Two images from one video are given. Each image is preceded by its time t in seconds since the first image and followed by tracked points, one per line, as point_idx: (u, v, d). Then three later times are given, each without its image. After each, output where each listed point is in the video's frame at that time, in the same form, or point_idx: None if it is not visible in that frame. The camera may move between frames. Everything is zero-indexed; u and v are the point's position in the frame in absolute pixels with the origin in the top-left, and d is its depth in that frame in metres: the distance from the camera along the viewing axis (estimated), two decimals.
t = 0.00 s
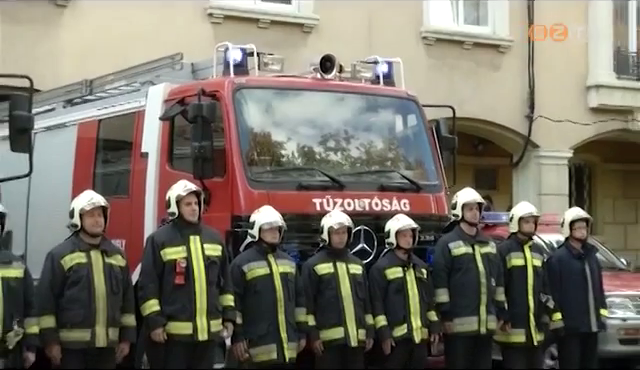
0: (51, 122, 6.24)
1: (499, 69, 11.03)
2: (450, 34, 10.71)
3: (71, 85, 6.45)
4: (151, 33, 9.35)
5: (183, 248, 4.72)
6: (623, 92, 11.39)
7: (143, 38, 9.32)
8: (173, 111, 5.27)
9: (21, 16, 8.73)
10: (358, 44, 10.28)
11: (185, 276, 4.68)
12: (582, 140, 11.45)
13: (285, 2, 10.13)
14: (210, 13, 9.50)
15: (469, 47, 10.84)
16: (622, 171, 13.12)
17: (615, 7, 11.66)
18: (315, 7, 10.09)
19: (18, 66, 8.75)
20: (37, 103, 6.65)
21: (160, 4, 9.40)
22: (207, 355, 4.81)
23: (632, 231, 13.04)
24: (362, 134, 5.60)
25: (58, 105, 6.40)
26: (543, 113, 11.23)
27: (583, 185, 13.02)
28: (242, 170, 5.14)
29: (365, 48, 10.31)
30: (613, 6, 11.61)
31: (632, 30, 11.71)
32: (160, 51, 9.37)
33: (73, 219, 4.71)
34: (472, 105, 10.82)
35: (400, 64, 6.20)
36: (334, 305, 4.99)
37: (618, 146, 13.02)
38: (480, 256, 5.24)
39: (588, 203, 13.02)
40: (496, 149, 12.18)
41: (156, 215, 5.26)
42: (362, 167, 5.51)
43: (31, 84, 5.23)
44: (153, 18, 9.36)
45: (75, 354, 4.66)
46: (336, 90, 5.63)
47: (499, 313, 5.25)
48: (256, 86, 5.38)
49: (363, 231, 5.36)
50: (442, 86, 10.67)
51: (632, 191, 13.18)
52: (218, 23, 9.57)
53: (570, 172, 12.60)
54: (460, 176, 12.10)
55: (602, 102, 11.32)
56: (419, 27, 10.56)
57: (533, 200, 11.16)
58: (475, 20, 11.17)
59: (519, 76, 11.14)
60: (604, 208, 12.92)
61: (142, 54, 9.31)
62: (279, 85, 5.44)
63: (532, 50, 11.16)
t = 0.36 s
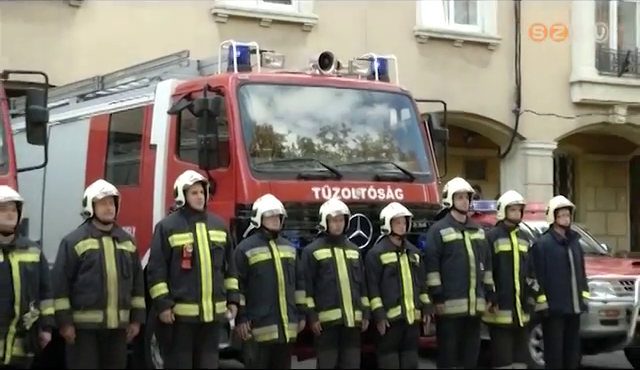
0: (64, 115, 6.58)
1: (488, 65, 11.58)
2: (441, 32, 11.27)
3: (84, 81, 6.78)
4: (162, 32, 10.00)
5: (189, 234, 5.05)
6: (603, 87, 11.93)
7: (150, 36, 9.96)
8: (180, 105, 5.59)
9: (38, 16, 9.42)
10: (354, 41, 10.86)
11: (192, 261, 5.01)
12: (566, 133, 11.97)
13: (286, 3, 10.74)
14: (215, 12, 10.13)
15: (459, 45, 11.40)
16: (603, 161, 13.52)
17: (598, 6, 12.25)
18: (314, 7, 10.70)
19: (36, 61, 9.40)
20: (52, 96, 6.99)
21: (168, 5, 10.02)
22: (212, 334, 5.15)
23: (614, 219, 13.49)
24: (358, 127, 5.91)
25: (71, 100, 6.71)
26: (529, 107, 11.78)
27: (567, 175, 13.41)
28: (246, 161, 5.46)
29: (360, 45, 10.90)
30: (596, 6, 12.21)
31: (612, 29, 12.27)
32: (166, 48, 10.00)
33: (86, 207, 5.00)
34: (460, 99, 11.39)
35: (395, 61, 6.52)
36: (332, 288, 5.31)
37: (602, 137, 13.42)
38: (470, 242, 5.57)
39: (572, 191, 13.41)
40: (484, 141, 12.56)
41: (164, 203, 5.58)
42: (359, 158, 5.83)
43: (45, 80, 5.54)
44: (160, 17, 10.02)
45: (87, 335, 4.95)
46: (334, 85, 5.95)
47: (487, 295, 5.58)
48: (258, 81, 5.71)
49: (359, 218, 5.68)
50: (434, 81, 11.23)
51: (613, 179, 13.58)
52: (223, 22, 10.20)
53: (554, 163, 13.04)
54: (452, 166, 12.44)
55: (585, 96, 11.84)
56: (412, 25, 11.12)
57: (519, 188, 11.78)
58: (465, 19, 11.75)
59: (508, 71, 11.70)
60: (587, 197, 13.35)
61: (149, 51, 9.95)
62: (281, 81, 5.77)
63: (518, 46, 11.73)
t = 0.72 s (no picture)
0: (79, 109, 6.94)
1: (478, 62, 12.23)
2: (434, 31, 11.86)
3: (97, 76, 7.13)
4: (170, 31, 10.49)
5: (196, 221, 5.37)
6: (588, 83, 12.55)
7: (160, 34, 10.44)
8: (188, 100, 5.93)
9: (53, 15, 9.86)
10: (351, 39, 11.45)
11: (200, 246, 5.35)
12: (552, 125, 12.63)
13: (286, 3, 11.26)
14: (220, 12, 10.62)
15: (451, 42, 12.00)
16: (587, 152, 14.18)
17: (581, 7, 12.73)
18: (314, 7, 11.24)
19: (51, 57, 9.85)
20: (67, 91, 7.36)
21: (176, 5, 10.51)
22: (218, 315, 5.48)
23: (596, 208, 14.14)
24: (356, 120, 6.25)
25: (86, 94, 7.07)
26: (517, 102, 12.43)
27: (551, 165, 14.14)
28: (249, 152, 5.79)
29: (357, 43, 11.48)
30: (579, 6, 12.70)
31: (595, 27, 12.79)
32: (175, 45, 10.49)
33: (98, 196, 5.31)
34: (451, 93, 12.04)
35: (390, 57, 6.84)
36: (331, 271, 5.66)
37: (585, 130, 14.08)
38: (461, 228, 5.91)
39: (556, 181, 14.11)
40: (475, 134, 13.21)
41: (173, 192, 5.92)
42: (357, 150, 6.16)
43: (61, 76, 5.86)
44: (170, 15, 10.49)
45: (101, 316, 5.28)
46: (333, 81, 6.30)
47: (477, 279, 5.92)
48: (261, 77, 6.05)
49: (356, 207, 6.03)
50: (426, 77, 11.85)
51: (597, 170, 14.25)
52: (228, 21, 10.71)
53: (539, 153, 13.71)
54: (443, 157, 13.17)
55: (570, 91, 12.47)
56: (406, 25, 11.71)
57: (507, 178, 12.39)
58: (456, 19, 12.33)
59: (496, 67, 12.34)
60: (570, 187, 14.02)
61: (158, 49, 10.42)
62: (283, 77, 6.11)
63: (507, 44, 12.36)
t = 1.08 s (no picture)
0: (93, 105, 7.33)
1: (469, 60, 12.85)
2: (428, 30, 12.47)
3: (110, 73, 7.48)
4: (178, 30, 11.08)
5: (203, 210, 5.74)
6: (572, 79, 13.26)
7: (168, 34, 11.04)
8: (195, 95, 6.30)
9: (68, 15, 10.41)
10: (349, 38, 12.06)
11: (207, 234, 5.72)
12: (539, 119, 13.32)
13: (288, 4, 11.81)
14: (225, 13, 11.21)
15: (443, 42, 12.62)
16: (570, 145, 14.79)
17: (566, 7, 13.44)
18: (314, 8, 11.82)
19: (66, 55, 10.43)
20: (82, 87, 7.74)
21: (184, 5, 11.11)
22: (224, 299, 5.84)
23: (579, 197, 14.80)
24: (354, 114, 6.62)
25: (98, 90, 7.45)
26: (506, 98, 13.09)
27: (538, 157, 14.67)
28: (254, 145, 6.16)
29: (355, 42, 12.09)
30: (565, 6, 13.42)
31: (579, 29, 13.49)
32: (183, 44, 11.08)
33: (111, 186, 5.69)
34: (443, 89, 12.67)
35: (386, 56, 7.18)
36: (330, 257, 6.04)
37: (570, 124, 14.66)
38: (452, 217, 6.29)
39: (543, 172, 14.66)
40: (465, 128, 13.81)
41: (182, 182, 6.29)
42: (354, 142, 6.54)
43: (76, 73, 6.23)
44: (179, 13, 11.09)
45: (114, 299, 5.65)
46: (332, 78, 6.67)
47: (467, 264, 6.31)
48: (265, 74, 6.42)
49: (354, 196, 6.40)
50: (419, 75, 12.49)
51: (580, 162, 14.87)
52: (233, 22, 11.30)
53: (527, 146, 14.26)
54: (435, 149, 13.75)
55: (556, 87, 13.17)
56: (401, 25, 12.33)
57: (496, 169, 13.07)
58: (448, 19, 12.90)
59: (486, 64, 12.97)
60: (554, 177, 14.63)
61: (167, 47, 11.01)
62: (285, 74, 6.48)
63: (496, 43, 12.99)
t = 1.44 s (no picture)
0: (107, 101, 7.81)
1: (459, 59, 13.83)
2: (421, 30, 13.45)
3: (123, 71, 7.99)
4: (188, 30, 11.90)
5: (210, 200, 6.12)
6: (556, 77, 14.39)
7: (178, 34, 11.84)
8: (203, 92, 6.73)
9: (84, 16, 11.17)
10: (349, 38, 12.97)
11: (214, 222, 6.10)
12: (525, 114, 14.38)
13: (290, 6, 12.69)
14: (231, 14, 12.06)
15: (435, 41, 13.61)
16: (554, 139, 16.01)
17: (552, 9, 14.50)
18: (315, 8, 12.69)
19: (82, 54, 11.17)
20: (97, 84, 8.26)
21: (192, 6, 11.91)
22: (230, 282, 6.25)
23: (562, 188, 15.99)
24: (352, 110, 7.03)
25: (112, 87, 7.94)
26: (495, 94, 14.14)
27: (525, 150, 15.85)
28: (257, 139, 6.55)
29: (354, 42, 13.00)
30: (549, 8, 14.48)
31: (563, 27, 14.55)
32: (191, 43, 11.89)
33: (124, 178, 6.12)
34: (436, 86, 13.64)
35: (382, 55, 7.59)
36: (329, 244, 6.44)
37: (555, 119, 15.82)
38: (444, 206, 6.70)
39: (529, 164, 15.86)
40: (458, 122, 14.81)
41: (190, 174, 6.71)
42: (352, 136, 6.94)
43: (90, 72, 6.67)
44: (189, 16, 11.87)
45: (126, 283, 6.07)
46: (332, 75, 7.07)
47: (458, 250, 6.73)
48: (268, 72, 6.82)
49: (352, 187, 6.79)
50: (414, 72, 13.45)
51: (564, 154, 16.08)
52: (238, 23, 12.13)
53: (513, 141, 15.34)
54: (428, 141, 14.71)
55: (541, 84, 14.26)
56: (397, 25, 13.28)
57: (486, 161, 14.10)
58: (440, 20, 13.90)
59: (475, 63, 13.97)
60: (540, 170, 15.82)
61: (178, 46, 11.82)
62: (287, 72, 6.89)
63: (485, 43, 14.00)
